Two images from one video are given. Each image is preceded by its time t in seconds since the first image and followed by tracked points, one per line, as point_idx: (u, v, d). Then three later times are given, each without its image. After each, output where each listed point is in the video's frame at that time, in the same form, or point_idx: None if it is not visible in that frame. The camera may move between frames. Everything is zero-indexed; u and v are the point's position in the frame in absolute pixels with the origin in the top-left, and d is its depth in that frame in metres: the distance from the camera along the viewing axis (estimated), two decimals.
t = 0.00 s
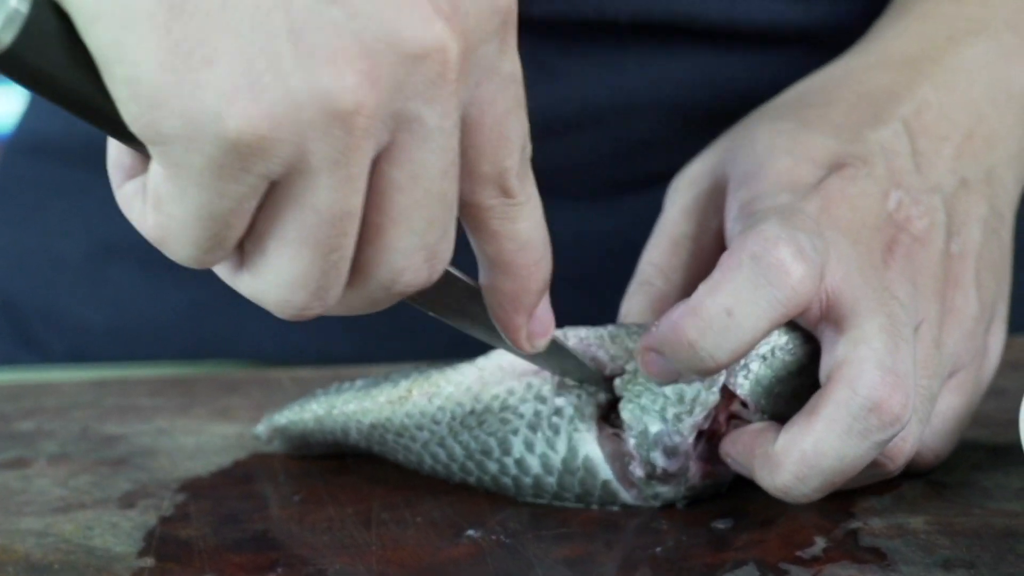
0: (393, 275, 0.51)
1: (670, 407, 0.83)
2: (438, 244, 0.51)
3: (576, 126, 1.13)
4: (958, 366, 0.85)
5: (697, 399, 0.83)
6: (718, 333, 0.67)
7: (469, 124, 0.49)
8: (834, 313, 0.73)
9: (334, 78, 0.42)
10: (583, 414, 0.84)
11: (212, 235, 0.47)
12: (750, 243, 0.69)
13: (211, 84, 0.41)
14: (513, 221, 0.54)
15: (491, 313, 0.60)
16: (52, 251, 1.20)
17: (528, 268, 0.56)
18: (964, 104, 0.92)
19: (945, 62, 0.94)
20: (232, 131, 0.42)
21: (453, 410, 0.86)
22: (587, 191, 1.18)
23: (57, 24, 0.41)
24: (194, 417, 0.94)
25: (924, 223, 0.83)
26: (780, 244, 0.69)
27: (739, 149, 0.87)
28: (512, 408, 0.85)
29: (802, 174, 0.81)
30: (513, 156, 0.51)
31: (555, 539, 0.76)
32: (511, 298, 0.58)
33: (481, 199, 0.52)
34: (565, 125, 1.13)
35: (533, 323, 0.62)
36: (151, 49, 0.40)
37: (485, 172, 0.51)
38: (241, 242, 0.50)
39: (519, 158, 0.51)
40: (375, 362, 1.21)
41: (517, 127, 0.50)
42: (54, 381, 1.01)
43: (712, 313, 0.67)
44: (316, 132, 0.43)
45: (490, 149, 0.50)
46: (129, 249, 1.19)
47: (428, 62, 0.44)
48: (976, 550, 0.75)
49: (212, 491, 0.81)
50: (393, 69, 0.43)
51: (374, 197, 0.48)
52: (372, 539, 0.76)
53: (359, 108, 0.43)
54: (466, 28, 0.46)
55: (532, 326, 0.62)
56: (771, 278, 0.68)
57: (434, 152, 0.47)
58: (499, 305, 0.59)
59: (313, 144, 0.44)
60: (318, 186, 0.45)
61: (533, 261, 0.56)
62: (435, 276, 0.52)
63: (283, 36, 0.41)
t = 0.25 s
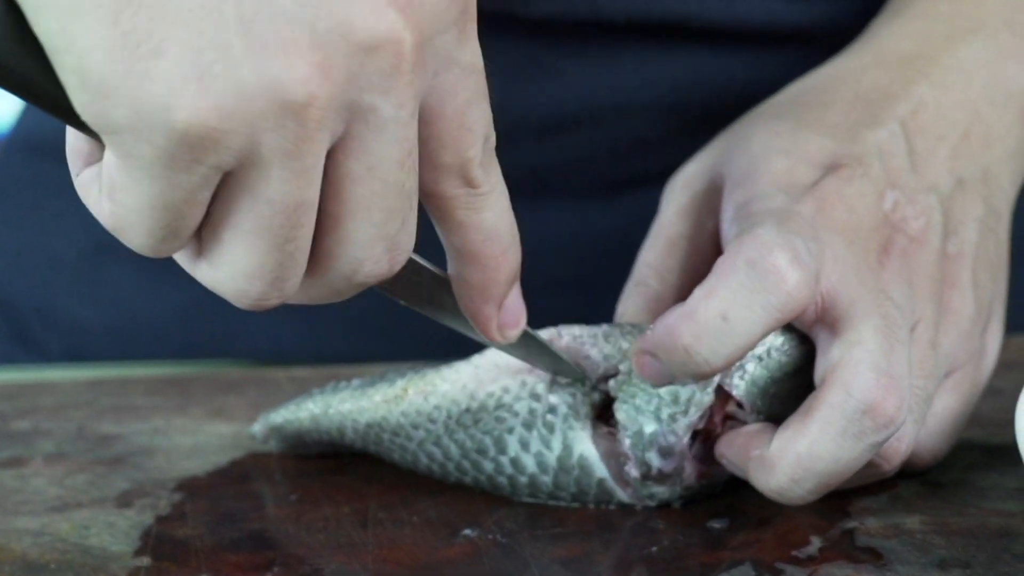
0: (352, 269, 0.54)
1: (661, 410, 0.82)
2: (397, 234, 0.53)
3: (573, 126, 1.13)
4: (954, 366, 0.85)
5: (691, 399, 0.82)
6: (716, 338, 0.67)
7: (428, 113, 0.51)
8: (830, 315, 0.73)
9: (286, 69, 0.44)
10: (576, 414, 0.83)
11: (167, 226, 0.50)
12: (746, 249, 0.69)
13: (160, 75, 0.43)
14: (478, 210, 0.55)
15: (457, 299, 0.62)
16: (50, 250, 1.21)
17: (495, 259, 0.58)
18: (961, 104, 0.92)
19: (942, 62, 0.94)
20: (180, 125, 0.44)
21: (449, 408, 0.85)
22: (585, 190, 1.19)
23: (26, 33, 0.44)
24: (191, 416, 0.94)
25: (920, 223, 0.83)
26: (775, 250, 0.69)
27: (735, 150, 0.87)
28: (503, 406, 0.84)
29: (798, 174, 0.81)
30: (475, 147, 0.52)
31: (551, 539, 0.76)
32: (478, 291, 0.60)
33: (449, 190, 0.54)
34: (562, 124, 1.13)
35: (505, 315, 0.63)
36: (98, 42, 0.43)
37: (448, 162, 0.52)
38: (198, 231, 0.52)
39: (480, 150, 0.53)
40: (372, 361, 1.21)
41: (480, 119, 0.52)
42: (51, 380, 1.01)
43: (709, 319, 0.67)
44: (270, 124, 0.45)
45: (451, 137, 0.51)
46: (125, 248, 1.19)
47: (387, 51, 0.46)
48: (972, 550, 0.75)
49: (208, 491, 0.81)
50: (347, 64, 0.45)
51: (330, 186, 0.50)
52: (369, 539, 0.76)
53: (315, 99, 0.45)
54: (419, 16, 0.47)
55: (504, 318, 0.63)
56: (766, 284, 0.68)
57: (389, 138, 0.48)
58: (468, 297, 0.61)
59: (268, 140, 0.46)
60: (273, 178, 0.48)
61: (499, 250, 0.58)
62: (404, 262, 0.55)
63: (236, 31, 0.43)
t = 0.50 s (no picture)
0: (352, 285, 0.54)
1: (670, 407, 0.82)
2: (396, 250, 0.53)
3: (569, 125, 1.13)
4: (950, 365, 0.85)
5: (698, 397, 0.82)
6: (719, 338, 0.67)
7: (425, 129, 0.52)
8: (830, 314, 0.73)
9: (285, 81, 0.44)
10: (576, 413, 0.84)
11: (169, 243, 0.50)
12: (749, 249, 0.69)
13: (159, 85, 0.43)
14: (474, 226, 0.57)
15: (455, 315, 0.63)
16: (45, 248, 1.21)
17: (492, 273, 0.59)
18: (957, 103, 0.92)
19: (939, 61, 0.94)
20: (183, 137, 0.43)
21: (448, 404, 0.86)
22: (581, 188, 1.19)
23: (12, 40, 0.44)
24: (186, 414, 0.94)
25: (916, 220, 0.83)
26: (777, 251, 0.69)
27: (734, 148, 0.87)
28: (503, 404, 0.85)
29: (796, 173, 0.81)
30: (471, 159, 0.54)
31: (546, 536, 0.76)
32: (475, 306, 0.61)
33: (443, 204, 0.55)
34: (559, 123, 1.13)
35: (498, 330, 0.64)
36: (98, 54, 0.42)
37: (444, 178, 0.54)
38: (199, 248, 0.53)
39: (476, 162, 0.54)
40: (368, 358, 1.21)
41: (475, 135, 0.53)
42: (45, 378, 1.01)
43: (713, 319, 0.67)
44: (269, 134, 0.45)
45: (445, 155, 0.53)
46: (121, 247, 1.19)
47: (383, 65, 0.46)
48: (966, 548, 0.75)
49: (203, 488, 0.81)
50: (347, 79, 0.46)
51: (337, 204, 0.51)
52: (363, 537, 0.76)
53: (312, 109, 0.45)
54: (418, 34, 0.49)
55: (497, 332, 0.65)
56: (771, 284, 0.68)
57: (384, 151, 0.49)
58: (465, 312, 0.62)
59: (268, 151, 0.46)
60: (273, 193, 0.48)
61: (495, 268, 0.59)
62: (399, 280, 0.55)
63: (237, 43, 0.43)
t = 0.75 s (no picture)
0: (326, 296, 0.54)
1: (666, 404, 0.82)
2: (370, 266, 0.54)
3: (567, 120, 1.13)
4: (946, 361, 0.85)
5: (693, 392, 0.82)
6: (713, 335, 0.67)
7: (402, 140, 0.52)
8: (824, 310, 0.73)
9: (248, 96, 0.44)
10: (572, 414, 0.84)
11: (139, 254, 0.50)
12: (743, 246, 0.69)
13: (123, 102, 0.43)
14: (456, 234, 0.57)
15: (438, 322, 0.64)
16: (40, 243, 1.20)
17: (474, 281, 0.60)
18: (953, 98, 0.92)
19: (935, 57, 0.94)
20: (145, 148, 0.44)
21: (442, 402, 0.86)
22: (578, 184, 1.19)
23: None
24: (181, 408, 0.94)
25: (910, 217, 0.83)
26: (772, 248, 0.69)
27: (728, 143, 0.86)
28: (497, 402, 0.85)
29: (793, 167, 0.81)
30: (449, 169, 0.54)
31: (541, 531, 0.76)
32: (459, 312, 0.62)
33: (421, 214, 0.55)
34: (555, 118, 1.13)
35: (484, 337, 0.65)
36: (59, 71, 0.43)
37: (424, 188, 0.54)
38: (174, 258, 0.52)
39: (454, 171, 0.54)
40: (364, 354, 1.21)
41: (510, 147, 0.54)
42: (40, 372, 1.01)
43: (707, 316, 0.67)
44: (236, 150, 0.45)
45: (424, 165, 0.53)
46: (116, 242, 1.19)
47: (348, 80, 0.47)
48: (962, 542, 0.75)
49: (199, 482, 0.81)
50: (312, 92, 0.46)
51: (308, 219, 0.51)
52: (359, 531, 0.76)
53: (278, 124, 0.45)
54: (385, 47, 0.48)
55: (483, 339, 0.65)
56: (765, 281, 0.68)
57: (362, 166, 0.49)
58: (449, 319, 0.62)
59: (234, 167, 0.46)
60: (240, 205, 0.48)
61: (476, 274, 0.59)
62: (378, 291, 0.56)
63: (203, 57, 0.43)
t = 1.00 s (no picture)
0: (244, 297, 0.55)
1: (670, 398, 0.81)
2: (287, 266, 0.55)
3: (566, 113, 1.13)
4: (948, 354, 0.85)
5: (697, 387, 0.81)
6: (718, 334, 0.67)
7: (337, 143, 0.54)
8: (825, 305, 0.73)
9: (152, 115, 0.46)
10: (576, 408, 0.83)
11: (50, 264, 0.50)
12: (747, 243, 0.69)
13: (25, 122, 0.44)
14: (380, 228, 0.60)
15: (368, 311, 0.66)
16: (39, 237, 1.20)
17: (402, 272, 0.62)
18: (953, 91, 0.92)
19: (935, 49, 0.94)
20: (48, 169, 0.45)
21: (447, 393, 0.85)
22: (577, 176, 1.18)
23: None
24: (179, 402, 0.94)
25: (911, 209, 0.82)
26: (774, 244, 0.69)
27: (728, 138, 0.86)
28: (501, 395, 0.83)
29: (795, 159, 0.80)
30: (372, 167, 0.56)
31: (541, 525, 0.76)
32: (383, 301, 0.64)
33: (347, 210, 0.58)
34: (554, 112, 1.13)
35: (413, 325, 0.68)
36: None
37: (345, 187, 0.57)
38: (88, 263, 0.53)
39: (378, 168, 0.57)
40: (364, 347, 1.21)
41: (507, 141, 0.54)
42: (39, 366, 1.01)
43: (711, 314, 0.67)
44: (142, 174, 0.47)
45: (347, 165, 0.56)
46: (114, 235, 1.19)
47: (260, 91, 0.48)
48: (962, 537, 0.75)
49: (198, 476, 0.81)
50: (217, 109, 0.48)
51: (213, 223, 0.52)
52: (358, 524, 0.76)
53: (183, 144, 0.47)
54: (295, 61, 0.50)
55: (411, 329, 0.68)
56: (768, 278, 0.68)
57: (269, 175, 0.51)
58: (378, 309, 0.65)
59: (139, 185, 0.47)
60: (148, 219, 0.49)
61: (404, 265, 0.62)
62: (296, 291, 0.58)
63: (103, 79, 0.45)
